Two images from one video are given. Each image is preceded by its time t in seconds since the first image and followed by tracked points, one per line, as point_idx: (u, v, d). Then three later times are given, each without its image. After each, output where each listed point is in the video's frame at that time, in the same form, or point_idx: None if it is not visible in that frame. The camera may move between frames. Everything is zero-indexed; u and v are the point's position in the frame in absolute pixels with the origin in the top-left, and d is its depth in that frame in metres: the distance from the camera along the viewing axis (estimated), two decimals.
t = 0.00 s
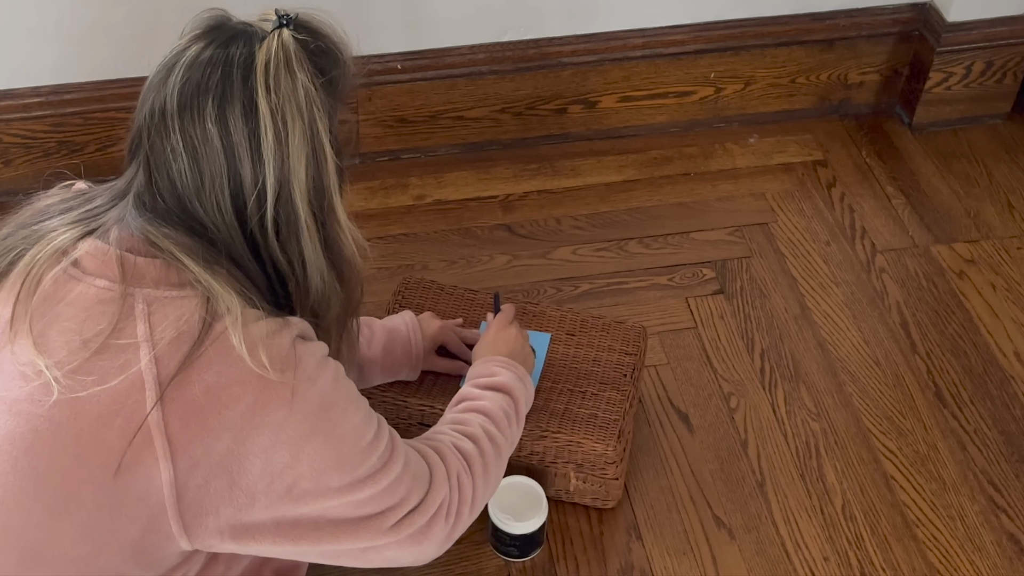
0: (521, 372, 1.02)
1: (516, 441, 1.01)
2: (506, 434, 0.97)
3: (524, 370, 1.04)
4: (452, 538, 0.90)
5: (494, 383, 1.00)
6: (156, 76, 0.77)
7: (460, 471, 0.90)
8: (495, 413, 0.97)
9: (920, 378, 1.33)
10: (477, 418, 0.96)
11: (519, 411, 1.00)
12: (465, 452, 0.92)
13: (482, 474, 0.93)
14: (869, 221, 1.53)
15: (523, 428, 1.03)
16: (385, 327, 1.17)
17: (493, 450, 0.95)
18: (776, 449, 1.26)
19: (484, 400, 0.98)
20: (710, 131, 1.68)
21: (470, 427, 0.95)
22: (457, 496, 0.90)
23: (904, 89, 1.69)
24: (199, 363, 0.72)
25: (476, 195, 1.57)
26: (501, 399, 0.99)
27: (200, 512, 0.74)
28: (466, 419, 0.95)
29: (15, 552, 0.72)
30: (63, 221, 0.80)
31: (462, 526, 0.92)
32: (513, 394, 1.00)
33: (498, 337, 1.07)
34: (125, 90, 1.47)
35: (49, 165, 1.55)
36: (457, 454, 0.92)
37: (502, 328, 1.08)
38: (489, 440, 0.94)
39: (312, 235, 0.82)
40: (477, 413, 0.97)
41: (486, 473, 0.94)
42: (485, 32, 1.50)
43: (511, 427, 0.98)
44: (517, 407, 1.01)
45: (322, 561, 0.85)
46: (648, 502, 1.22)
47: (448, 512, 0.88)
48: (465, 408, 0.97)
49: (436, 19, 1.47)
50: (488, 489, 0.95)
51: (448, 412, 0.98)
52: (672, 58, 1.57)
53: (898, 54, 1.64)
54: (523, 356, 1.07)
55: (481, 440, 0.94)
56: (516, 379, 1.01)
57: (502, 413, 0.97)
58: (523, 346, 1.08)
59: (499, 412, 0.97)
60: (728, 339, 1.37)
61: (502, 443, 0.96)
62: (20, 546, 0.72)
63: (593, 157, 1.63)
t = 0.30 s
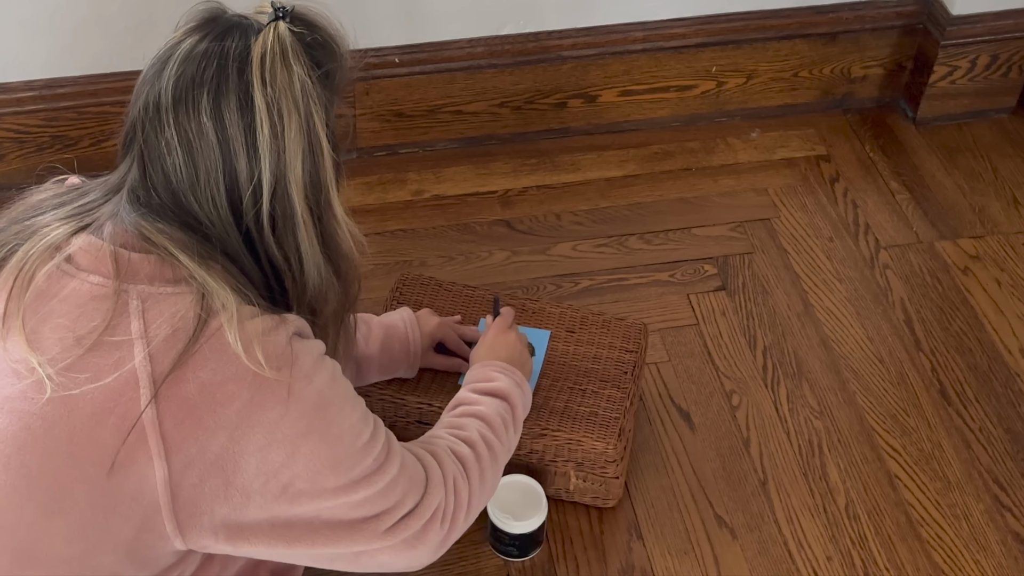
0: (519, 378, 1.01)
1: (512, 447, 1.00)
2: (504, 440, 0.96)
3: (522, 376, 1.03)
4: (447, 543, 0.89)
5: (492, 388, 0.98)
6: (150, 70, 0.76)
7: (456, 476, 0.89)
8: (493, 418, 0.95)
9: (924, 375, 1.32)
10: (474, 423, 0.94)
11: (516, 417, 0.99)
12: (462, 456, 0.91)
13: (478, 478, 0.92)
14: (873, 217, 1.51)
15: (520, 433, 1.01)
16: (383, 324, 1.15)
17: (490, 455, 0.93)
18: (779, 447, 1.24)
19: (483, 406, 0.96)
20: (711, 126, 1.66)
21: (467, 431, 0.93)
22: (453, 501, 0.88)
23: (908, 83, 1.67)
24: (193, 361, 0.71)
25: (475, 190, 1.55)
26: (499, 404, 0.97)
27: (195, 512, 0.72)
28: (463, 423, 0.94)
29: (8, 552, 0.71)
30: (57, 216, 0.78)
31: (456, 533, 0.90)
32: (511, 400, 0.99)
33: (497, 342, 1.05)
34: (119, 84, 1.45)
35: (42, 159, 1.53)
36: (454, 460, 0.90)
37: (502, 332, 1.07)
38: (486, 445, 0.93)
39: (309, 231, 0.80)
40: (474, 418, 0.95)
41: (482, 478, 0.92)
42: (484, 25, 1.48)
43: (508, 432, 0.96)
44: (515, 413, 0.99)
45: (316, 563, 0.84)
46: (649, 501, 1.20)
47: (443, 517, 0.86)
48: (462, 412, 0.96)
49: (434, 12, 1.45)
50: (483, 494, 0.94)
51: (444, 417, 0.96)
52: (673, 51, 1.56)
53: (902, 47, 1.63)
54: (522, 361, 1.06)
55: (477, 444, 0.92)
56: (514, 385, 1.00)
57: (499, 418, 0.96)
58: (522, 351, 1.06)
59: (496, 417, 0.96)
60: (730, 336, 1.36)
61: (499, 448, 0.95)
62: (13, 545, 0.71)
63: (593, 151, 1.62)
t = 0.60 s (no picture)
0: (518, 368, 0.99)
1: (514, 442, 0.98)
2: (505, 435, 0.94)
3: (522, 367, 1.01)
4: (452, 545, 0.87)
5: (491, 382, 0.97)
6: (144, 63, 0.74)
7: (458, 476, 0.87)
8: (493, 414, 0.94)
9: (928, 373, 1.30)
10: (474, 420, 0.92)
11: (517, 411, 0.97)
12: (463, 456, 0.89)
13: (481, 477, 0.90)
14: (877, 212, 1.50)
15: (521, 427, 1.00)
16: (380, 322, 1.14)
17: (492, 453, 0.91)
18: (781, 446, 1.23)
19: (483, 401, 0.94)
20: (713, 120, 1.64)
21: (468, 429, 0.91)
22: (456, 501, 0.86)
23: (913, 77, 1.65)
24: (185, 360, 0.69)
25: (473, 185, 1.53)
26: (499, 399, 0.95)
27: (188, 514, 0.70)
28: (464, 422, 0.92)
29: None
30: (48, 212, 0.76)
31: (461, 534, 0.88)
32: (511, 393, 0.97)
33: (492, 334, 1.04)
34: (113, 78, 1.43)
35: (35, 154, 1.51)
36: (455, 459, 0.88)
37: (497, 324, 1.05)
38: (487, 442, 0.91)
39: (303, 227, 0.78)
40: (475, 414, 0.93)
41: (485, 477, 0.90)
42: (483, 18, 1.46)
43: (509, 427, 0.95)
44: (516, 406, 0.97)
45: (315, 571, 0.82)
46: (650, 500, 1.19)
47: (447, 518, 0.84)
48: (462, 410, 0.94)
49: (433, 5, 1.43)
50: (487, 493, 0.92)
51: (444, 415, 0.94)
52: (674, 45, 1.54)
53: (906, 41, 1.61)
54: (519, 352, 1.04)
55: (479, 443, 0.91)
56: (513, 377, 0.98)
57: (500, 414, 0.94)
58: (518, 342, 1.05)
59: (497, 413, 0.94)
60: (732, 333, 1.34)
61: (501, 445, 0.93)
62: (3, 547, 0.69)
63: (594, 146, 1.60)
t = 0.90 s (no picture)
0: (526, 346, 0.98)
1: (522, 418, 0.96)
2: (512, 411, 0.92)
3: (529, 346, 0.99)
4: (459, 521, 0.86)
5: (497, 358, 0.95)
6: (139, 56, 0.72)
7: (463, 452, 0.85)
8: (500, 390, 0.92)
9: (933, 370, 1.29)
10: (479, 395, 0.91)
11: (524, 387, 0.95)
12: (468, 432, 0.87)
13: (487, 453, 0.88)
14: (880, 208, 1.48)
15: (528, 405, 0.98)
16: (378, 318, 1.12)
17: (498, 429, 0.90)
18: (784, 444, 1.21)
19: (489, 377, 0.93)
20: (715, 114, 1.63)
21: (473, 405, 0.90)
22: (462, 477, 0.85)
23: (917, 71, 1.63)
24: (183, 357, 0.67)
25: (473, 180, 1.52)
26: (506, 375, 0.93)
27: (188, 510, 0.69)
28: (469, 398, 0.90)
29: None
30: (42, 209, 0.75)
31: (467, 510, 0.87)
32: (517, 369, 0.95)
33: (499, 313, 1.02)
34: (108, 72, 1.41)
35: (29, 149, 1.49)
36: (460, 435, 0.87)
37: (503, 304, 1.04)
38: (493, 418, 0.89)
39: (299, 225, 0.76)
40: (481, 391, 0.92)
41: (492, 452, 0.89)
42: (482, 11, 1.45)
43: (516, 404, 0.93)
44: (523, 383, 0.96)
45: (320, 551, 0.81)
46: (651, 500, 1.17)
47: (452, 495, 0.83)
48: (468, 386, 0.92)
49: None
50: (494, 470, 0.91)
51: (450, 392, 0.93)
52: (676, 38, 1.52)
53: (910, 34, 1.59)
54: (527, 330, 1.02)
55: (484, 419, 0.89)
56: (520, 354, 0.96)
57: (506, 389, 0.92)
58: (526, 322, 1.03)
59: (503, 389, 0.92)
60: (734, 330, 1.33)
61: (507, 421, 0.91)
62: None
63: (594, 140, 1.58)
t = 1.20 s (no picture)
0: (538, 382, 0.91)
1: (521, 455, 0.91)
2: (507, 456, 0.87)
3: (542, 379, 0.92)
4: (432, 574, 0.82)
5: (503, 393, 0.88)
6: (130, 50, 0.71)
7: (443, 505, 0.81)
8: (496, 433, 0.86)
9: (938, 367, 1.27)
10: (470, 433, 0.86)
11: (527, 424, 0.89)
12: (453, 481, 0.83)
13: (470, 505, 0.84)
14: (884, 203, 1.46)
15: (531, 439, 0.92)
16: (377, 314, 1.10)
17: (486, 479, 0.85)
18: (787, 442, 1.20)
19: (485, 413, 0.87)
20: (716, 108, 1.61)
21: (464, 449, 0.84)
22: (438, 533, 0.81)
23: (921, 64, 1.62)
24: (166, 356, 0.66)
25: (472, 175, 1.50)
26: (507, 414, 0.87)
27: (171, 517, 0.67)
28: (462, 440, 0.85)
29: None
30: (30, 203, 0.73)
31: (442, 563, 0.83)
32: (523, 406, 0.89)
33: (521, 336, 0.94)
34: (101, 65, 1.40)
35: (21, 144, 1.47)
36: (442, 482, 0.82)
37: (530, 324, 0.95)
38: (483, 467, 0.84)
39: (288, 228, 0.73)
40: (477, 431, 0.86)
41: (475, 504, 0.84)
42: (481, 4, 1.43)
43: (513, 447, 0.87)
44: (528, 420, 0.89)
45: None
46: (652, 499, 1.16)
47: (426, 550, 0.79)
48: (465, 423, 0.87)
49: None
50: (479, 516, 0.86)
51: (446, 425, 0.87)
52: (677, 31, 1.51)
53: (914, 27, 1.58)
54: (546, 359, 0.95)
55: (473, 467, 0.84)
56: (530, 389, 0.89)
57: (505, 432, 0.87)
58: (548, 348, 0.95)
59: (501, 432, 0.86)
60: (736, 327, 1.31)
61: (499, 469, 0.86)
62: None
63: (594, 135, 1.56)
